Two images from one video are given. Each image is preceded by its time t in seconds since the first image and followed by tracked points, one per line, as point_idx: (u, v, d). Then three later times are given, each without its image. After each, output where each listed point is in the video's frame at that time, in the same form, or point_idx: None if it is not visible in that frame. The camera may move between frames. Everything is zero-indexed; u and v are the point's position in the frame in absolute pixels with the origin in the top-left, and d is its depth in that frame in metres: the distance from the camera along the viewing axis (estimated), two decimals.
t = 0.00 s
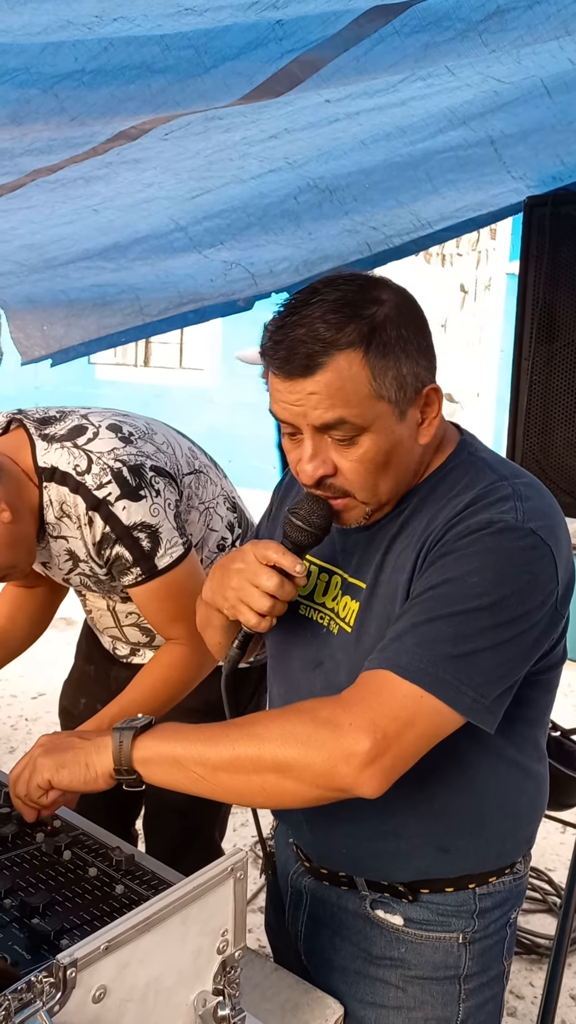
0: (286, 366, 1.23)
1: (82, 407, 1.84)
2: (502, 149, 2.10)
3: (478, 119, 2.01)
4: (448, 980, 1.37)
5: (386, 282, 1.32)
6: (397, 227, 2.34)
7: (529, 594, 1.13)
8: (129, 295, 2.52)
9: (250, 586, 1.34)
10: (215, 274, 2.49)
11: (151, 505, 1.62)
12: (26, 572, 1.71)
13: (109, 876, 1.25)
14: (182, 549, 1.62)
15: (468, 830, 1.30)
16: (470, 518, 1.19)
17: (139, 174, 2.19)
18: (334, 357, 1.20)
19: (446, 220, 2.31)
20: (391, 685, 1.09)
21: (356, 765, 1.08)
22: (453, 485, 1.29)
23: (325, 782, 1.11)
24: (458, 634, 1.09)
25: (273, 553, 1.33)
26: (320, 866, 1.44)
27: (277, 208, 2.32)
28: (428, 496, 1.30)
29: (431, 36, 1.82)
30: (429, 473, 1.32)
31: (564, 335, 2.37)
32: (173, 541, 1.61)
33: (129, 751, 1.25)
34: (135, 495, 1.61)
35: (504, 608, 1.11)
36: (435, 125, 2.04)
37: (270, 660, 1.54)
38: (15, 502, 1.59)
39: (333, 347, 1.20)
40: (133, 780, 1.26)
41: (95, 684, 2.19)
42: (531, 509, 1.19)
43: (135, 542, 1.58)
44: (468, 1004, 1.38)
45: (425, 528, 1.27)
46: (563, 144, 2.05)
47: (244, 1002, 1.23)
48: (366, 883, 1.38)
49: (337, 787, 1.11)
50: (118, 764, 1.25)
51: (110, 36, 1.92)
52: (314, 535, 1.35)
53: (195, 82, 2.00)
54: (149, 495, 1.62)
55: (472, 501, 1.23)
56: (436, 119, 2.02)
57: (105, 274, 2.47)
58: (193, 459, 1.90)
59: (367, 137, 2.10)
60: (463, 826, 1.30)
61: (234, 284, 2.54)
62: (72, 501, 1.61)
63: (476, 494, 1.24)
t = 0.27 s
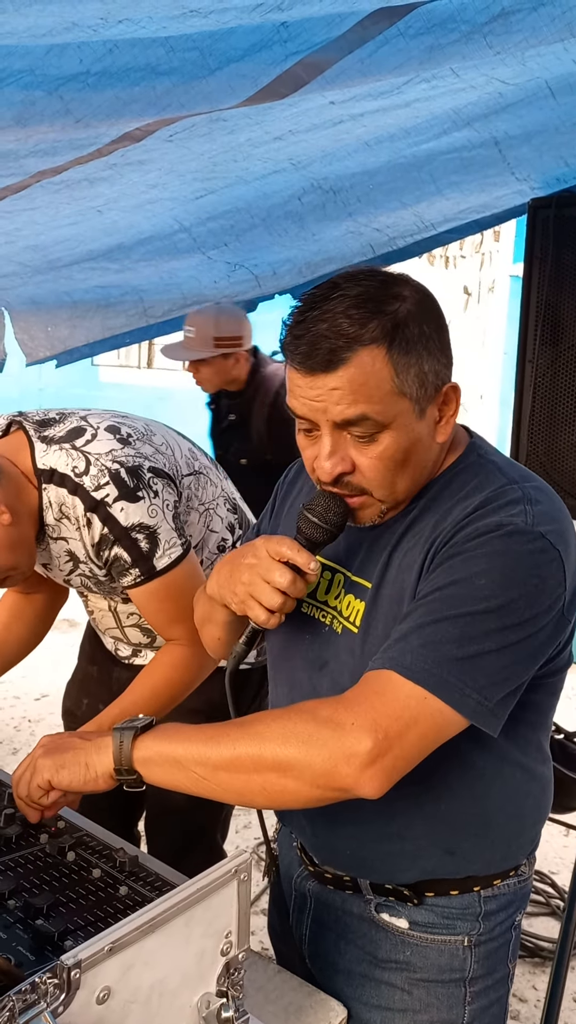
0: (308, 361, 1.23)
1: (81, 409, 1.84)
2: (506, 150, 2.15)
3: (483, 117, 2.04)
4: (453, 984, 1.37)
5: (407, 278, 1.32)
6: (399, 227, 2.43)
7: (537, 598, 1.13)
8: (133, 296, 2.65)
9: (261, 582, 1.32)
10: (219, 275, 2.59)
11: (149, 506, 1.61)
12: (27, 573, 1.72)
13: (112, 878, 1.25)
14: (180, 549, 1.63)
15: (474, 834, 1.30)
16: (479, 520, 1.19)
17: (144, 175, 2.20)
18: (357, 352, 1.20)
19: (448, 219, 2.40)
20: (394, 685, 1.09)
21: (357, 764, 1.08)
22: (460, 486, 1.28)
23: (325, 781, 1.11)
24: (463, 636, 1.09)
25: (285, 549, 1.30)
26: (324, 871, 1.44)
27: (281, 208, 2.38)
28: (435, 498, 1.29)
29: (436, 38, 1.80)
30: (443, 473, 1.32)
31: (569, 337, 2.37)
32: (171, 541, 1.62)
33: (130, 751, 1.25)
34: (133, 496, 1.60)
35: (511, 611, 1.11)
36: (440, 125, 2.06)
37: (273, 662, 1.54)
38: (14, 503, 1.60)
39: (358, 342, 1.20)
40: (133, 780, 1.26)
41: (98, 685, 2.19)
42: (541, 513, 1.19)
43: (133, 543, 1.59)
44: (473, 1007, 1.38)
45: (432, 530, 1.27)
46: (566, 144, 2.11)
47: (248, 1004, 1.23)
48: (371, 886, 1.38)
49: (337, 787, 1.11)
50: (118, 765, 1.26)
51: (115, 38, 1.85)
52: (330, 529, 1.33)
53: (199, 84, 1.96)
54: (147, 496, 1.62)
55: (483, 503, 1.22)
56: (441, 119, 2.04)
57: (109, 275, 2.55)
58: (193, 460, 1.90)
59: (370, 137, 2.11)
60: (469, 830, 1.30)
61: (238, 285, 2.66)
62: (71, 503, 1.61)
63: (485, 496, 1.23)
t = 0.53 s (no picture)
0: (318, 358, 1.22)
1: (81, 411, 1.84)
2: (509, 153, 2.14)
3: (485, 121, 2.03)
4: (454, 989, 1.37)
5: (415, 275, 1.31)
6: (403, 232, 2.41)
7: (539, 604, 1.13)
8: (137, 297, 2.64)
9: (267, 577, 1.33)
10: (221, 277, 2.60)
11: (147, 507, 1.61)
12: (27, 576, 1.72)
13: (113, 880, 1.25)
14: (179, 550, 1.63)
15: (475, 838, 1.30)
16: (483, 524, 1.19)
17: (146, 176, 2.20)
18: (368, 350, 1.19)
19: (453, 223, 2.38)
20: (394, 689, 1.09)
21: (357, 769, 1.08)
22: (465, 489, 1.28)
23: (326, 786, 1.11)
24: (466, 642, 1.09)
25: (292, 545, 1.31)
26: (323, 874, 1.44)
27: (284, 212, 2.38)
28: (439, 501, 1.29)
29: (438, 41, 1.82)
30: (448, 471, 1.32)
31: (573, 339, 2.37)
32: (170, 542, 1.62)
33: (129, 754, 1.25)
34: (131, 497, 1.60)
35: (514, 616, 1.11)
36: (442, 129, 2.06)
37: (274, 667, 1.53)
38: (11, 507, 1.61)
39: (370, 340, 1.19)
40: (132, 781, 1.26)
41: (99, 687, 2.19)
42: (544, 518, 1.18)
43: (132, 544, 1.59)
44: (474, 1011, 1.38)
45: (435, 533, 1.26)
46: (569, 149, 2.11)
47: (249, 1006, 1.23)
48: (370, 890, 1.37)
49: (338, 792, 1.11)
50: (118, 767, 1.25)
51: (118, 42, 1.87)
52: (337, 526, 1.31)
53: (202, 88, 1.97)
54: (145, 497, 1.62)
55: (488, 506, 1.22)
56: (444, 123, 2.04)
57: (112, 275, 2.53)
58: (192, 462, 1.90)
59: (374, 141, 2.11)
60: (470, 835, 1.30)
61: (241, 288, 2.65)
62: (69, 505, 1.61)
63: (490, 500, 1.23)
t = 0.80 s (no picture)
0: (334, 372, 1.17)
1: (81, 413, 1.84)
2: (511, 156, 2.14)
3: (487, 126, 2.04)
4: (453, 994, 1.36)
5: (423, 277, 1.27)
6: (406, 236, 2.40)
7: (543, 613, 1.12)
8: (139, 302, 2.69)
9: (267, 599, 1.31)
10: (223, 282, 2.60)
11: (147, 509, 1.61)
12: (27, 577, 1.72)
13: (115, 882, 1.25)
14: (179, 551, 1.63)
15: (473, 842, 1.30)
16: (487, 532, 1.18)
17: (149, 181, 2.23)
18: (386, 362, 1.15)
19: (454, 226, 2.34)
20: (396, 701, 1.10)
21: (360, 780, 1.09)
22: (468, 496, 1.27)
23: (329, 798, 1.12)
24: (469, 652, 1.09)
25: (292, 568, 1.29)
26: (321, 878, 1.44)
27: (286, 215, 2.37)
28: (443, 508, 1.28)
29: (440, 45, 1.83)
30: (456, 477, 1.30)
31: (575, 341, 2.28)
32: (170, 543, 1.62)
33: (134, 769, 1.24)
34: (131, 499, 1.60)
35: (518, 626, 1.11)
36: (445, 133, 2.07)
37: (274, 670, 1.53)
38: (11, 509, 1.60)
39: (387, 352, 1.15)
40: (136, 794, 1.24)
41: (101, 689, 2.19)
42: (548, 526, 1.18)
43: (132, 545, 1.59)
44: (473, 1015, 1.38)
45: (439, 541, 1.26)
46: (570, 153, 2.09)
47: (251, 1009, 1.23)
48: (370, 894, 1.37)
49: (341, 803, 1.12)
50: (123, 781, 1.24)
51: (120, 46, 1.89)
52: (339, 549, 1.30)
53: (204, 92, 1.99)
54: (145, 499, 1.62)
55: (493, 514, 1.21)
56: (446, 127, 2.05)
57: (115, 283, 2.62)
58: (192, 464, 1.90)
59: (376, 147, 2.12)
60: (469, 838, 1.30)
61: (243, 291, 2.63)
62: (69, 506, 1.62)
63: (495, 508, 1.22)
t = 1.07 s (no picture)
0: (356, 376, 1.15)
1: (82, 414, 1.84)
2: (512, 160, 2.11)
3: (488, 129, 2.03)
4: (455, 996, 1.36)
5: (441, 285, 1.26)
6: (407, 239, 2.42)
7: (550, 627, 1.12)
8: (140, 305, 2.82)
9: (276, 621, 1.29)
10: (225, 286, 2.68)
11: (147, 510, 1.61)
12: (27, 578, 1.72)
13: (116, 885, 1.25)
14: (180, 553, 1.62)
15: (474, 845, 1.29)
16: (495, 545, 1.17)
17: (150, 184, 2.29)
18: (410, 369, 1.14)
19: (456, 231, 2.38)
20: (400, 716, 1.10)
21: (364, 795, 1.09)
22: (475, 505, 1.26)
23: (334, 811, 1.13)
24: (475, 667, 1.09)
25: (304, 590, 1.27)
26: (322, 884, 1.44)
27: (288, 219, 2.41)
28: (450, 517, 1.27)
29: (441, 46, 1.82)
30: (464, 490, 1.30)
31: None
32: (170, 544, 1.61)
33: (140, 778, 1.23)
34: (131, 500, 1.60)
35: (525, 641, 1.10)
36: (447, 136, 2.06)
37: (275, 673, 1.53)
38: (11, 508, 1.61)
39: (412, 358, 1.14)
40: (141, 801, 1.25)
41: (102, 691, 2.19)
42: (557, 538, 1.17)
43: (132, 547, 1.58)
44: (474, 1018, 1.38)
45: (444, 549, 1.25)
46: (572, 156, 2.06)
47: (252, 1011, 1.22)
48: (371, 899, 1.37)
49: (346, 815, 1.12)
50: (129, 790, 1.24)
51: (122, 48, 1.89)
52: (349, 572, 1.29)
53: (205, 93, 2.00)
54: (145, 500, 1.62)
55: (501, 525, 1.20)
56: (447, 131, 2.05)
57: (119, 285, 2.74)
58: (193, 465, 1.90)
59: (378, 149, 2.13)
60: (472, 842, 1.29)
61: (245, 294, 2.71)
62: (69, 507, 1.61)
63: (502, 518, 1.21)
